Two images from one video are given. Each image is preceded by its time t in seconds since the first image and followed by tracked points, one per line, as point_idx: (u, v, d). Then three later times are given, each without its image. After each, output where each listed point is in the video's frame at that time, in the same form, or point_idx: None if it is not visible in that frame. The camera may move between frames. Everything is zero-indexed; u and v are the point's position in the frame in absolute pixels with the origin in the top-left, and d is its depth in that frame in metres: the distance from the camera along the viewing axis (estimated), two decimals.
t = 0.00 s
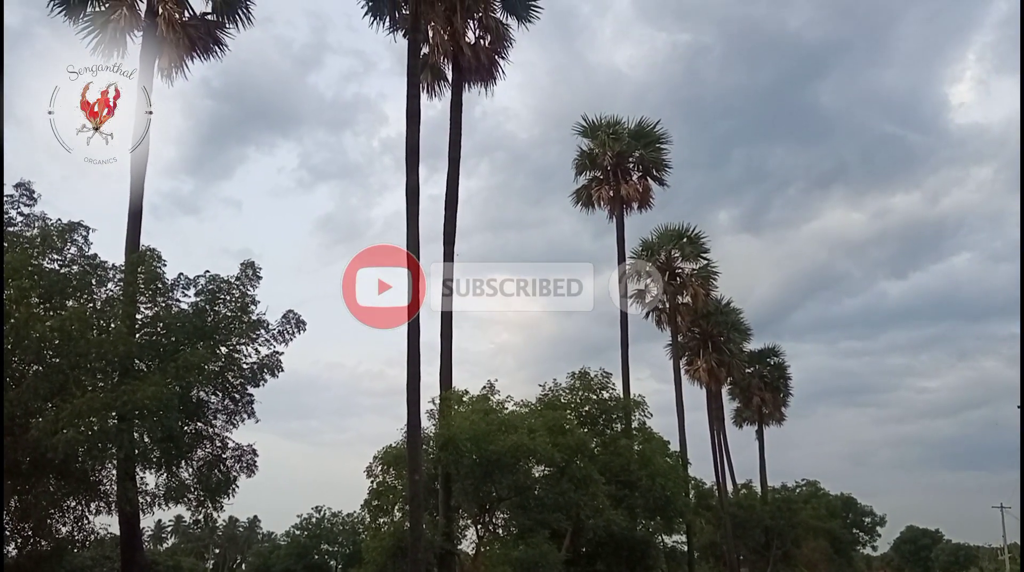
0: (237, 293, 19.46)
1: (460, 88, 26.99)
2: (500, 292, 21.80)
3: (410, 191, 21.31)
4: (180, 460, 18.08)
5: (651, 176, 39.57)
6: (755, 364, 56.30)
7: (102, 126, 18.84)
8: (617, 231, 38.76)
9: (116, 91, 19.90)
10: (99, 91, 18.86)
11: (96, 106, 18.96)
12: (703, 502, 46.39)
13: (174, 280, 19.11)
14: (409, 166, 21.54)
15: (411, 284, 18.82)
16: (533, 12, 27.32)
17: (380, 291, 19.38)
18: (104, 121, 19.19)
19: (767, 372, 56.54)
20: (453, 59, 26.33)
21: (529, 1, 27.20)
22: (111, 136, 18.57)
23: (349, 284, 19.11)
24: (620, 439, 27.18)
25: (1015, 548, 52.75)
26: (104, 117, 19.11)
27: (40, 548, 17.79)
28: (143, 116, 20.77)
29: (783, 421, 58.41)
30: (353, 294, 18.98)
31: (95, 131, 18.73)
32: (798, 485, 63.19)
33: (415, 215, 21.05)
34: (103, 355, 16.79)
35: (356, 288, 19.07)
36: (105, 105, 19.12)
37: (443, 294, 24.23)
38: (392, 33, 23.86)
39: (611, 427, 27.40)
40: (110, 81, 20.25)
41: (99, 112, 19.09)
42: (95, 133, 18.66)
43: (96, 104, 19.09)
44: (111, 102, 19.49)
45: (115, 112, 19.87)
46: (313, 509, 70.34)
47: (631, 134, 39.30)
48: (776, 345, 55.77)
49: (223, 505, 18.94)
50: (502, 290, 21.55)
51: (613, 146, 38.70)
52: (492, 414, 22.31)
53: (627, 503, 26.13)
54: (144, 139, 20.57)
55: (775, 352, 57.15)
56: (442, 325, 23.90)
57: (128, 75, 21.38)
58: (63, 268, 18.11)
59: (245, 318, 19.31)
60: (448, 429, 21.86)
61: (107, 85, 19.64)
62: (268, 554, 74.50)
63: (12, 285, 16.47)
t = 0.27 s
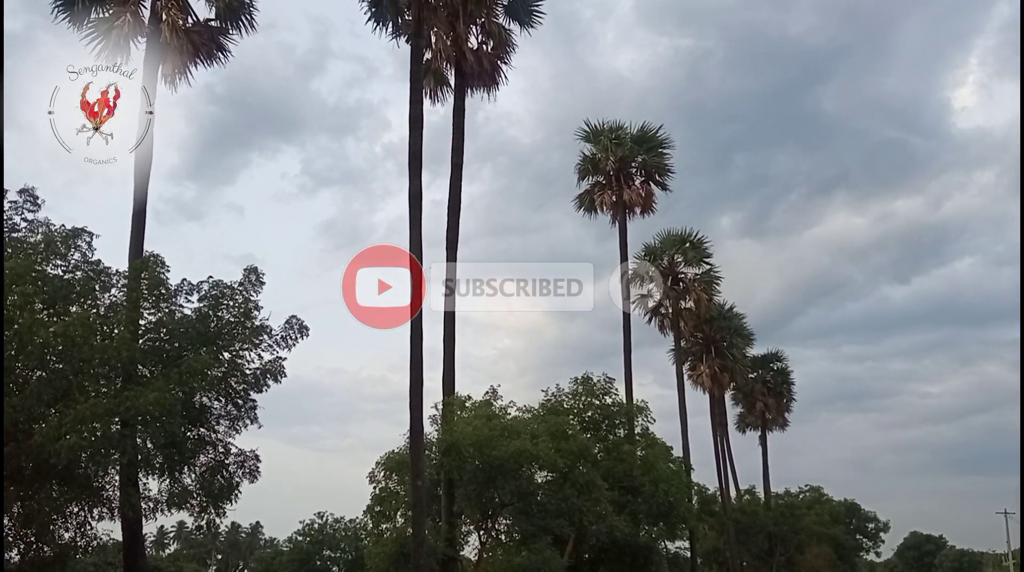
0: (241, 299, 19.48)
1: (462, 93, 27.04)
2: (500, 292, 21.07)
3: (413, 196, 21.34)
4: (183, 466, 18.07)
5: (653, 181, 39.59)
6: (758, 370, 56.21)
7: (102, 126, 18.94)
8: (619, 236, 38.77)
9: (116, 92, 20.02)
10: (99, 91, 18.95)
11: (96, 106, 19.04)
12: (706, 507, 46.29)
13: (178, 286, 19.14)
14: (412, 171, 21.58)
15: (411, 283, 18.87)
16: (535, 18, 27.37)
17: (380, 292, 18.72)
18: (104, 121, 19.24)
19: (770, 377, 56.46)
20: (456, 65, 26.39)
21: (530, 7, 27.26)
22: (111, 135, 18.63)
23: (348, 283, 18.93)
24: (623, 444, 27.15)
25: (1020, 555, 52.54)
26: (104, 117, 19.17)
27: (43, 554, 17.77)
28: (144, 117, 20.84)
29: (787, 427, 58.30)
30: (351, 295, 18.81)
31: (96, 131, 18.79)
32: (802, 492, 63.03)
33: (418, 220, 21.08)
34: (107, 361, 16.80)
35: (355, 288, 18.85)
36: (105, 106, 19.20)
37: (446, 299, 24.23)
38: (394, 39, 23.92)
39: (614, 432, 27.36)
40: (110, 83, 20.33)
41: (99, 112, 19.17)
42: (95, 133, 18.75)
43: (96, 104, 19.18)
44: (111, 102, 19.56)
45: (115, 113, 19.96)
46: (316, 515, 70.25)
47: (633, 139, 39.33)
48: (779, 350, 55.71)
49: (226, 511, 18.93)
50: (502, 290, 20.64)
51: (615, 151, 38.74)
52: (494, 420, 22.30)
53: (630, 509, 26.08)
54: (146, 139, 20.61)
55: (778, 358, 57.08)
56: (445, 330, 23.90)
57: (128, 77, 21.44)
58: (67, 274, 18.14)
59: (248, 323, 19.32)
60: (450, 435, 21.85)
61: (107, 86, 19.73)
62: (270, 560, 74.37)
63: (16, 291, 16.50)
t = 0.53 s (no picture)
0: (242, 302, 19.46)
1: (464, 97, 27.03)
2: (500, 292, 21.02)
3: (414, 201, 21.32)
4: (185, 470, 18.05)
5: (654, 185, 39.58)
6: (760, 373, 56.15)
7: (101, 126, 18.82)
8: (621, 240, 38.74)
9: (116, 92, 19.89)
10: (99, 91, 18.95)
11: (96, 106, 18.99)
12: (708, 512, 46.23)
13: (179, 290, 19.13)
14: (413, 176, 21.57)
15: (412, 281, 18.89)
16: (536, 23, 27.37)
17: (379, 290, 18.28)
18: (104, 121, 19.17)
19: (772, 381, 56.40)
20: (457, 69, 26.40)
21: (531, 12, 27.27)
22: (111, 136, 18.56)
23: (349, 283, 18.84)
24: (625, 448, 27.11)
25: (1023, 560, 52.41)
26: (103, 117, 19.12)
27: (45, 560, 17.69)
28: (144, 115, 20.82)
29: (788, 431, 58.23)
30: (352, 296, 18.79)
31: (95, 131, 18.69)
32: (804, 496, 62.95)
33: (419, 224, 21.06)
34: (108, 365, 16.79)
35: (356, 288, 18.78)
36: (105, 106, 19.15)
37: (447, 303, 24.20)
38: (396, 44, 23.95)
39: (616, 436, 27.32)
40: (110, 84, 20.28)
41: (99, 112, 19.13)
42: (95, 133, 18.65)
43: (96, 104, 19.14)
44: (111, 102, 19.48)
45: (115, 112, 19.91)
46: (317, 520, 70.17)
47: (635, 143, 39.32)
48: (781, 354, 55.67)
49: (228, 515, 18.89)
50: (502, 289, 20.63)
51: (617, 155, 38.72)
52: (496, 424, 22.26)
53: (632, 513, 26.03)
54: (146, 137, 20.59)
55: (780, 361, 57.03)
56: (446, 334, 23.87)
57: (129, 76, 21.41)
58: (69, 278, 18.13)
59: (250, 327, 19.30)
60: (452, 439, 21.81)
61: (107, 86, 19.66)
62: (271, 564, 74.27)
63: (18, 295, 16.51)
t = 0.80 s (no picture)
0: (242, 311, 19.46)
1: (463, 104, 27.07)
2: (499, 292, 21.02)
3: (414, 208, 21.34)
4: (185, 479, 18.03)
5: (654, 191, 39.61)
6: (760, 379, 56.09)
7: (101, 126, 18.84)
8: (620, 246, 38.77)
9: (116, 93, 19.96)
10: (99, 91, 19.00)
11: (96, 106, 19.03)
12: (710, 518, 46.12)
13: (179, 299, 19.14)
14: (412, 184, 21.59)
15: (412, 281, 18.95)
16: (535, 31, 27.41)
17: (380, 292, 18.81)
18: (104, 121, 19.21)
19: (772, 386, 56.33)
20: (456, 76, 26.46)
21: (530, 19, 27.33)
22: (112, 135, 18.57)
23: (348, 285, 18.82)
24: (626, 455, 27.09)
25: None
26: (103, 117, 19.17)
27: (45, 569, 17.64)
28: (144, 115, 20.87)
29: (789, 436, 58.15)
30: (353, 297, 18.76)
31: (95, 131, 18.68)
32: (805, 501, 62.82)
33: (418, 231, 21.07)
34: (108, 374, 16.79)
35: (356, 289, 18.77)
36: (105, 105, 19.19)
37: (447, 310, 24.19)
38: (395, 51, 24.01)
39: (617, 442, 27.29)
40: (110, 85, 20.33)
41: (99, 111, 19.17)
42: (95, 133, 18.66)
43: (96, 104, 19.17)
44: (111, 103, 19.55)
45: (114, 112, 19.96)
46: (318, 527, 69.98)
47: (634, 149, 39.37)
48: (781, 359, 55.63)
49: (228, 524, 18.86)
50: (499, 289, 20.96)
51: (616, 161, 38.76)
52: (496, 430, 22.22)
53: (633, 519, 25.98)
54: (147, 136, 20.65)
55: (780, 367, 56.99)
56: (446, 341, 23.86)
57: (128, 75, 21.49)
58: (69, 287, 18.13)
59: (250, 335, 19.29)
60: (452, 446, 21.76)
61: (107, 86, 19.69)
62: None
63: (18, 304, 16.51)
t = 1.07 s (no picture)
0: (242, 319, 19.45)
1: (463, 113, 27.14)
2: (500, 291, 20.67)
3: (414, 216, 21.34)
4: (184, 488, 17.99)
5: (653, 199, 39.63)
6: (761, 387, 55.99)
7: (102, 126, 18.89)
8: (620, 254, 38.78)
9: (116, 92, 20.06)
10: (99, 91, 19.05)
11: (96, 106, 19.09)
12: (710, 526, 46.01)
13: (179, 307, 19.14)
14: (412, 192, 21.60)
15: (411, 283, 19.02)
16: (534, 39, 27.44)
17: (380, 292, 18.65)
18: (104, 121, 19.27)
19: (773, 394, 56.26)
20: (456, 85, 26.54)
21: (530, 27, 27.39)
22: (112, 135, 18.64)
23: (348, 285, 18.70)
24: (626, 462, 27.05)
25: None
26: (103, 117, 19.23)
27: None
28: (143, 116, 20.95)
29: (790, 444, 58.05)
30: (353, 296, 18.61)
31: (96, 131, 18.75)
32: (807, 510, 62.64)
33: (418, 239, 21.07)
34: (108, 382, 16.78)
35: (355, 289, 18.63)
36: (105, 106, 19.25)
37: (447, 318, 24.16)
38: (395, 60, 24.11)
39: (617, 450, 27.24)
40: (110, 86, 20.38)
41: (99, 111, 19.23)
42: (95, 133, 18.70)
43: (96, 104, 19.24)
44: (111, 103, 19.63)
45: (115, 112, 20.03)
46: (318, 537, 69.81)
47: (633, 157, 39.40)
48: (782, 367, 55.57)
49: (228, 533, 18.79)
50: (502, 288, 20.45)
51: (616, 168, 38.80)
52: (496, 438, 22.16)
53: (633, 527, 25.91)
54: (147, 135, 20.71)
55: (781, 374, 56.93)
56: (446, 349, 23.83)
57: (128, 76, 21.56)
58: (69, 296, 18.14)
59: (250, 343, 19.27)
60: (452, 454, 21.69)
61: (107, 86, 19.77)
62: None
63: (18, 313, 16.52)
